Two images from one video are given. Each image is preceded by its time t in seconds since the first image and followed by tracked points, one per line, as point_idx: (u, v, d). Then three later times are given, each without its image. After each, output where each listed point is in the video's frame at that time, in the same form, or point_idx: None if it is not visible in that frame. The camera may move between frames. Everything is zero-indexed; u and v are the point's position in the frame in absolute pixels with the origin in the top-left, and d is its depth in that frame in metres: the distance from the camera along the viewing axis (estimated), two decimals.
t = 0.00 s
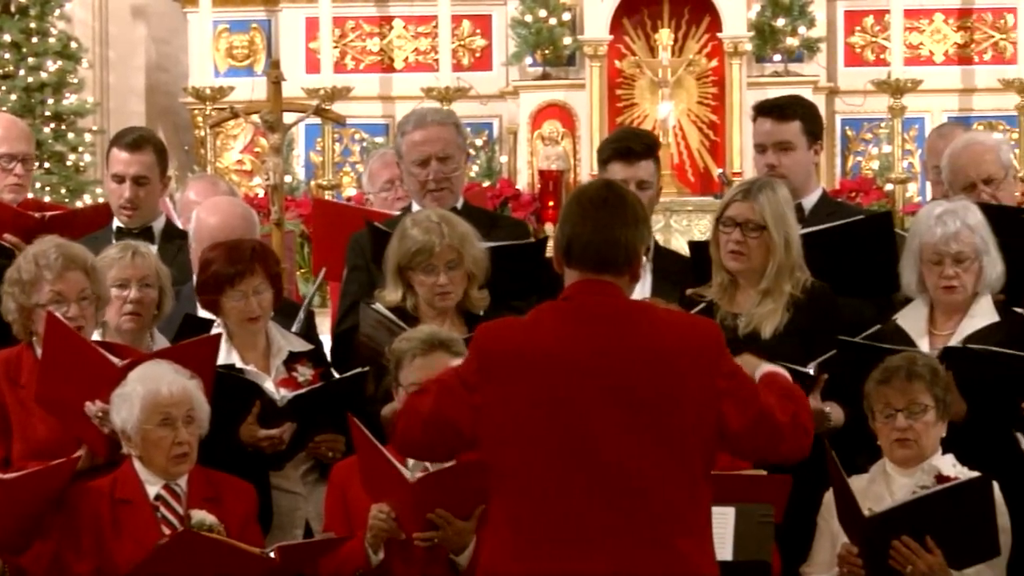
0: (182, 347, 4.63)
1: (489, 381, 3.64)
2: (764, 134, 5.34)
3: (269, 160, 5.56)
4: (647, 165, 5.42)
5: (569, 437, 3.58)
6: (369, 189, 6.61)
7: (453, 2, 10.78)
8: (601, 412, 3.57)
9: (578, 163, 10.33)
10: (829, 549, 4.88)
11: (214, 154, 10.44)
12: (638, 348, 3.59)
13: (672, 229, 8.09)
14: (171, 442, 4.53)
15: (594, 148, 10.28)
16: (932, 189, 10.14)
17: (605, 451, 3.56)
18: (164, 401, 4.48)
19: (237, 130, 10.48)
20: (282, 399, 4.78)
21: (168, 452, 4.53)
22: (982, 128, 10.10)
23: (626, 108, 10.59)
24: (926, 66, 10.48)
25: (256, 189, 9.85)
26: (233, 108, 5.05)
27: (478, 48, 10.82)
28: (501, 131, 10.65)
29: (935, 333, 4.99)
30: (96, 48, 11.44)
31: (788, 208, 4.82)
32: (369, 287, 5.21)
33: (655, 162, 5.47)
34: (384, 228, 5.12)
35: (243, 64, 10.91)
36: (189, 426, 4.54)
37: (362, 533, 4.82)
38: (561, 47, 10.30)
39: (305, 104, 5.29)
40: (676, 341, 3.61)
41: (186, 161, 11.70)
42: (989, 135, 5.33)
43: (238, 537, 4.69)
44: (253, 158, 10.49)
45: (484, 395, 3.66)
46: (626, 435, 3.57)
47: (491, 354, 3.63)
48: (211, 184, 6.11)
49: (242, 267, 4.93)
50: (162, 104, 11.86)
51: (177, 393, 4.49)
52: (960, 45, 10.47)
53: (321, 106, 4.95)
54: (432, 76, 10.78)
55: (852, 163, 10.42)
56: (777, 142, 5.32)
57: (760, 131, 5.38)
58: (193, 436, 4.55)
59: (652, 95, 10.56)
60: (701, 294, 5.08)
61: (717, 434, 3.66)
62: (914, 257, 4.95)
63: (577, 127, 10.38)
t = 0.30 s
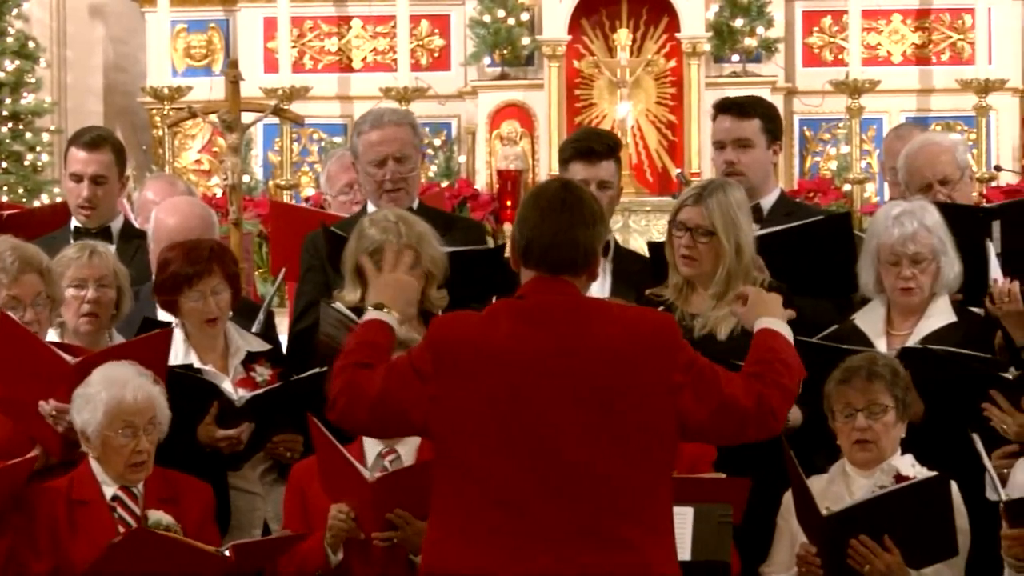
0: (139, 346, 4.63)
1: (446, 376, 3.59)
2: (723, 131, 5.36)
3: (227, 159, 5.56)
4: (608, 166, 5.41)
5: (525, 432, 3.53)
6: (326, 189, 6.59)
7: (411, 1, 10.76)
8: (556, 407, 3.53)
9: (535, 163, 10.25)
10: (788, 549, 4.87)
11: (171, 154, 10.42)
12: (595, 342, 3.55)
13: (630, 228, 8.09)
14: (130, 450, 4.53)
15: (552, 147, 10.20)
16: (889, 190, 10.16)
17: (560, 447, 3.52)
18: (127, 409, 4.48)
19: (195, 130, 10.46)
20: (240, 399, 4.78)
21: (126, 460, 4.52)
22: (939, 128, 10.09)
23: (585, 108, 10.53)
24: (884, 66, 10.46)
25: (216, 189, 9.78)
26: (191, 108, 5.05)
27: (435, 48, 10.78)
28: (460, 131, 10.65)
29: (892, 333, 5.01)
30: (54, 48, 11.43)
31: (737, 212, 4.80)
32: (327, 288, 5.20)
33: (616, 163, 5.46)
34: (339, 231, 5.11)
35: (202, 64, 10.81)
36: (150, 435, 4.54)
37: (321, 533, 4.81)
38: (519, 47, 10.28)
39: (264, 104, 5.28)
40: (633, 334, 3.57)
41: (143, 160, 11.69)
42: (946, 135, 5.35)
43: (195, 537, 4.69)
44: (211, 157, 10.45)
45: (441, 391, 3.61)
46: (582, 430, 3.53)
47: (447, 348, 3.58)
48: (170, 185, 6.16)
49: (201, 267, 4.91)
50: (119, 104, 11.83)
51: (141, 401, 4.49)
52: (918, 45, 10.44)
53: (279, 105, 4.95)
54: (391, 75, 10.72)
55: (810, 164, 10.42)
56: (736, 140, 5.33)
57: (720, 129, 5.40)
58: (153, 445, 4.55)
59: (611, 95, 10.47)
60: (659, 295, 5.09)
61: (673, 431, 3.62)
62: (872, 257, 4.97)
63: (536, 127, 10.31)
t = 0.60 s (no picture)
0: (101, 347, 4.63)
1: (406, 376, 3.55)
2: (685, 132, 5.37)
3: (189, 160, 5.56)
4: (572, 166, 5.42)
5: (486, 433, 3.50)
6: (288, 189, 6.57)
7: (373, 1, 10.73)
8: (517, 407, 3.50)
9: (498, 163, 10.26)
10: (751, 549, 4.88)
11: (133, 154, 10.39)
12: (556, 342, 3.53)
13: (592, 228, 8.08)
14: (93, 452, 4.51)
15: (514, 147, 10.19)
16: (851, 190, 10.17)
17: (521, 448, 3.49)
18: (92, 412, 4.47)
19: (157, 129, 10.43)
20: (200, 400, 4.79)
21: (89, 462, 4.51)
22: (900, 129, 10.09)
23: (547, 108, 10.51)
24: (845, 67, 10.48)
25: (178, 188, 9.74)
26: (153, 108, 5.05)
27: (398, 48, 10.74)
28: (422, 131, 10.60)
29: (853, 334, 5.02)
30: (15, 47, 11.42)
31: (696, 215, 4.84)
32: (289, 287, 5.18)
33: (580, 162, 5.46)
34: (300, 231, 5.11)
35: (164, 64, 10.77)
36: (114, 438, 4.53)
37: (283, 533, 4.80)
38: (482, 47, 10.27)
39: (225, 104, 5.29)
40: (594, 335, 3.55)
41: (105, 160, 11.63)
42: (907, 136, 5.37)
43: (156, 538, 4.67)
44: (173, 157, 10.42)
45: (401, 391, 3.56)
46: (543, 431, 3.50)
47: (407, 348, 3.54)
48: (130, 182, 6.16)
49: (162, 267, 4.90)
50: (82, 104, 11.75)
51: (106, 404, 4.48)
52: (880, 45, 10.46)
53: (241, 105, 4.95)
54: (353, 75, 10.70)
55: (772, 164, 10.41)
56: (698, 140, 5.34)
57: (682, 129, 5.41)
58: (116, 448, 4.54)
59: (573, 95, 10.46)
60: (620, 295, 5.14)
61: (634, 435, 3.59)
62: (833, 257, 4.99)
63: (498, 127, 10.33)
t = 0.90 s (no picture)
0: (61, 349, 4.64)
1: (366, 380, 3.56)
2: (647, 134, 5.36)
3: (151, 160, 5.55)
4: (536, 167, 5.42)
5: (445, 437, 3.52)
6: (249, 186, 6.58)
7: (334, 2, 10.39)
8: (476, 412, 3.51)
9: (459, 164, 10.01)
10: (711, 550, 4.88)
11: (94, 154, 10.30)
12: (515, 347, 3.55)
13: (553, 230, 8.09)
14: (54, 454, 4.49)
15: (476, 147, 9.92)
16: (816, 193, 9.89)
17: (480, 451, 3.51)
18: (53, 413, 4.45)
19: (118, 130, 10.35)
20: (161, 400, 4.79)
21: (49, 463, 4.49)
22: (860, 131, 9.77)
23: (508, 109, 10.20)
24: (806, 69, 10.08)
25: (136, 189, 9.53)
26: (114, 108, 5.04)
27: (359, 49, 10.40)
28: (384, 132, 10.25)
29: (814, 335, 5.03)
30: None
31: (656, 216, 4.87)
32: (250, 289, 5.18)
33: (543, 163, 5.47)
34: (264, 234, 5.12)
35: (125, 64, 10.60)
36: (75, 440, 4.51)
37: (245, 534, 4.77)
38: (443, 48, 9.98)
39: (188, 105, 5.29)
40: (554, 340, 3.57)
41: (67, 161, 11.35)
42: (869, 137, 5.38)
43: (117, 538, 4.68)
44: (133, 158, 10.31)
45: (362, 395, 3.57)
46: (502, 435, 3.51)
47: (368, 351, 3.55)
48: (92, 181, 6.19)
49: (125, 270, 4.89)
50: (43, 104, 11.37)
51: (67, 406, 4.47)
52: (841, 47, 10.08)
53: (203, 106, 4.94)
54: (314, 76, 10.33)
55: (733, 165, 10.06)
56: (659, 142, 5.34)
57: (644, 131, 5.40)
58: (78, 449, 4.52)
59: (534, 96, 10.15)
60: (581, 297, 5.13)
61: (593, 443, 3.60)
62: (793, 258, 4.99)
63: (459, 128, 10.03)
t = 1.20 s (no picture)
0: (18, 352, 4.61)
1: (324, 385, 3.58)
2: (602, 135, 5.36)
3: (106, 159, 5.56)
4: (492, 168, 5.42)
5: (401, 441, 3.52)
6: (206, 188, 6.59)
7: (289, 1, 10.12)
8: (435, 419, 3.52)
9: (415, 164, 9.77)
10: (667, 550, 4.88)
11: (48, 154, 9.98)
12: (471, 352, 3.55)
13: (509, 230, 8.07)
14: (8, 456, 4.45)
15: (431, 147, 9.73)
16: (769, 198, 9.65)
17: (435, 455, 3.52)
18: (9, 414, 4.41)
19: (72, 129, 10.03)
20: (115, 402, 4.78)
21: (5, 465, 4.44)
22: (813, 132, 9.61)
23: (465, 110, 9.92)
24: (761, 69, 9.93)
25: (93, 188, 9.44)
26: (69, 108, 5.04)
27: (315, 49, 10.18)
28: (339, 133, 10.10)
29: (769, 336, 5.04)
30: None
31: (612, 217, 4.87)
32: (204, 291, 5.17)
33: (501, 164, 5.47)
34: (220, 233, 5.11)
35: (79, 64, 10.32)
36: (29, 441, 4.48)
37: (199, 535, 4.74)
38: (399, 49, 9.78)
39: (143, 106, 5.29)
40: (510, 345, 3.57)
41: (23, 161, 10.79)
42: (824, 138, 5.39)
43: (71, 539, 4.66)
44: (88, 158, 10.03)
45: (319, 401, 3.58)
46: (456, 440, 3.52)
47: (325, 358, 3.57)
48: (48, 183, 6.17)
49: (81, 271, 4.87)
50: None
51: (22, 406, 4.43)
52: (796, 48, 9.92)
53: (158, 105, 4.95)
54: (270, 76, 10.08)
55: (688, 167, 9.92)
56: (615, 144, 5.33)
57: (599, 132, 5.40)
58: (32, 451, 4.49)
59: (490, 97, 9.86)
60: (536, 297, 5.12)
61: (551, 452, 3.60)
62: (749, 259, 5.00)
63: (415, 128, 9.86)
